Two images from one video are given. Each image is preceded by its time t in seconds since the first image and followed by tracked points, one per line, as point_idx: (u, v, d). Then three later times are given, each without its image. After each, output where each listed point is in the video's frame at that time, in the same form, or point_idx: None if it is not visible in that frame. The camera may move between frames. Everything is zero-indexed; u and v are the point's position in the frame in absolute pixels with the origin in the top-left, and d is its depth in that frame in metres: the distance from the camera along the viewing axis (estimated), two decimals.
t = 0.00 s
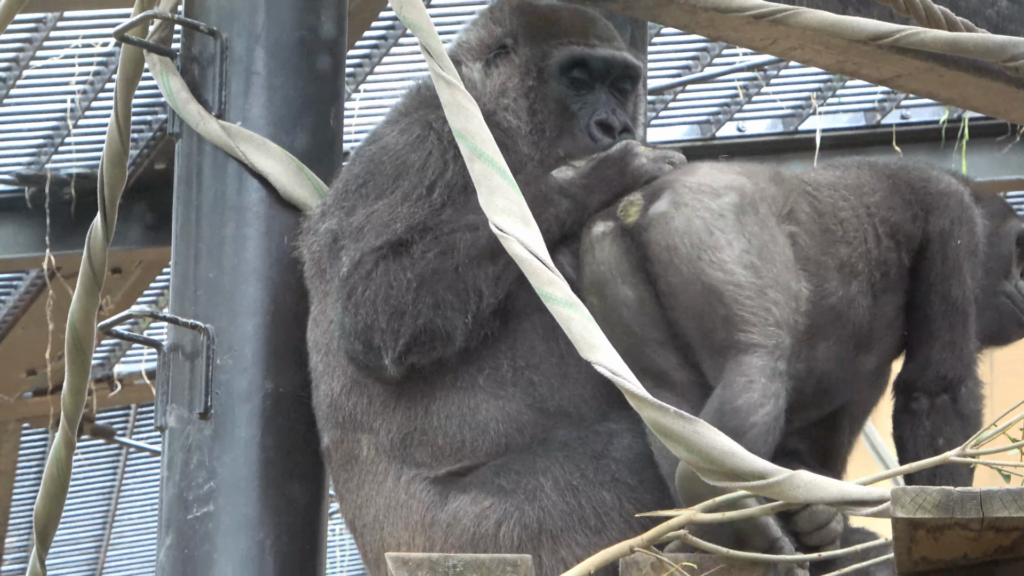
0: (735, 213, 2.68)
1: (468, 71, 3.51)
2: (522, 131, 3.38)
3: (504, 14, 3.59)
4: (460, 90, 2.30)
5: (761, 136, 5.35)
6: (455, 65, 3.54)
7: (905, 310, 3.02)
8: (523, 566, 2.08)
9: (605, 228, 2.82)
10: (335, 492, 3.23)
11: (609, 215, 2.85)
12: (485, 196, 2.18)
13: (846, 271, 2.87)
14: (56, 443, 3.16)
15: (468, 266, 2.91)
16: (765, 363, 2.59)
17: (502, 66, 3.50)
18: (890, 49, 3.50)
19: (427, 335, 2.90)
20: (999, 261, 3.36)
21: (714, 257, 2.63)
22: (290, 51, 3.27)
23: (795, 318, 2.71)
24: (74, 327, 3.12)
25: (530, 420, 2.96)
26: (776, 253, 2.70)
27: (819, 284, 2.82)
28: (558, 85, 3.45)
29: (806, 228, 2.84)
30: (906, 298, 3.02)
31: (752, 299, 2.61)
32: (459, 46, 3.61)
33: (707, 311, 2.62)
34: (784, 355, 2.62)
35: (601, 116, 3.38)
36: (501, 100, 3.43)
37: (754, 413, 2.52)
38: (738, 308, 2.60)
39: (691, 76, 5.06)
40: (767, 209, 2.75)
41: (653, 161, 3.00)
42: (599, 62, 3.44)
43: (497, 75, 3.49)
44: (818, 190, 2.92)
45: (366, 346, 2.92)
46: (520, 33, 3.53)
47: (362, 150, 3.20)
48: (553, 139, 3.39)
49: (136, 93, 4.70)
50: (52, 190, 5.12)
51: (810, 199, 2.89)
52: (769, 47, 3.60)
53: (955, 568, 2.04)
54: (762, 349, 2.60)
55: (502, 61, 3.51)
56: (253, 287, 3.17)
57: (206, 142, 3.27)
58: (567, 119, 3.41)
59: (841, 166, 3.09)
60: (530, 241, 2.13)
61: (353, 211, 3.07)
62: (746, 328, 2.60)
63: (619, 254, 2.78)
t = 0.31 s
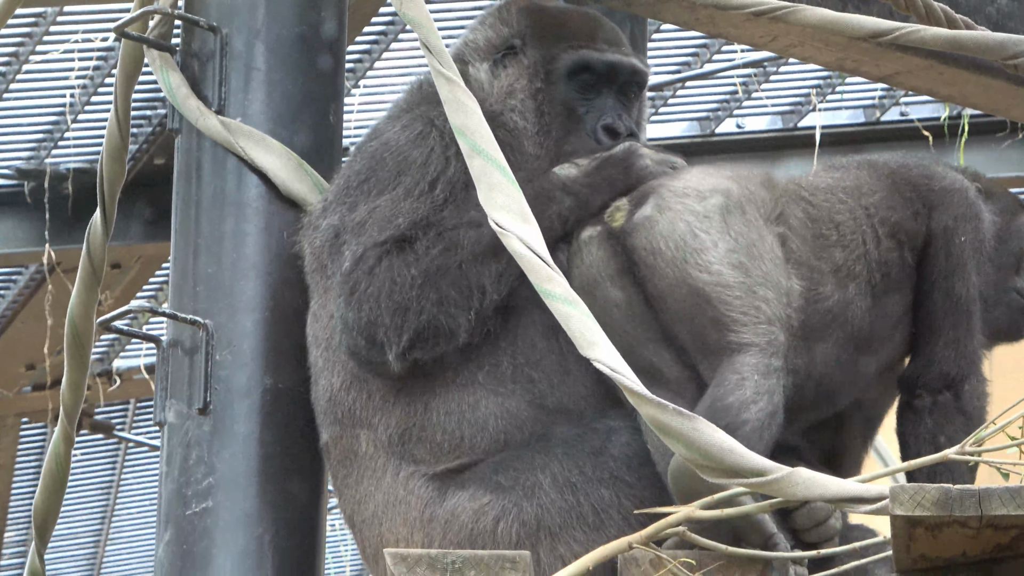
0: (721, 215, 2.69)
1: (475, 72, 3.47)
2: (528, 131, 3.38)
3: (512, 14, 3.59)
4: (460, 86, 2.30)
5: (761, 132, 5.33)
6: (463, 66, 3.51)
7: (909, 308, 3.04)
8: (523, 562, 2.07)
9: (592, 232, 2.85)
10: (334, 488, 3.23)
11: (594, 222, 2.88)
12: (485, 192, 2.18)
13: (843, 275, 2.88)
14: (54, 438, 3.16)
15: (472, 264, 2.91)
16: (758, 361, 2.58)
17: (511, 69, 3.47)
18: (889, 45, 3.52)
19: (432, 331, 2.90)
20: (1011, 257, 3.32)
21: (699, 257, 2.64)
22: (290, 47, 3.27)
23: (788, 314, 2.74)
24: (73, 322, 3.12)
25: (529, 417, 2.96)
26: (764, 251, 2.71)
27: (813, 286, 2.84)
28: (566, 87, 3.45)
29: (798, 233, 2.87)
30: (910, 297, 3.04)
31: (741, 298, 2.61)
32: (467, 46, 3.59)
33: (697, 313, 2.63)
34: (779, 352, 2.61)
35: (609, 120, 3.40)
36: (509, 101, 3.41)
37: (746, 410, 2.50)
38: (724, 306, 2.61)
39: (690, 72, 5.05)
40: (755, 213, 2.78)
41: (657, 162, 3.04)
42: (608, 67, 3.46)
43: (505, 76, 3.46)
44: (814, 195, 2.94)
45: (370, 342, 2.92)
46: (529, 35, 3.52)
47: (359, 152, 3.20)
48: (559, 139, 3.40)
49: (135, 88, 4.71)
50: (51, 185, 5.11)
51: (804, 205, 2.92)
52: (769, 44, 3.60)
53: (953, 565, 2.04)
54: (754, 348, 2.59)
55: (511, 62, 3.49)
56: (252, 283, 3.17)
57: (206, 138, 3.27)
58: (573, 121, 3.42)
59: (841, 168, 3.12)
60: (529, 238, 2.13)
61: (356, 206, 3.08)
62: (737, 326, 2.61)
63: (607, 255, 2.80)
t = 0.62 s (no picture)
0: (723, 223, 2.70)
1: (486, 76, 3.41)
2: (539, 136, 3.36)
3: (523, 19, 3.55)
4: (459, 85, 2.30)
5: (760, 132, 5.33)
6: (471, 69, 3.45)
7: (913, 312, 3.03)
8: (521, 561, 2.06)
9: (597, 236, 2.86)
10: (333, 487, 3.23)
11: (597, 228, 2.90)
12: (484, 191, 2.19)
13: (845, 284, 2.88)
14: (53, 436, 3.16)
15: (486, 262, 2.92)
16: (761, 363, 2.58)
17: (524, 75, 3.46)
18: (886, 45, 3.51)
19: (443, 326, 2.91)
20: (1013, 262, 3.33)
21: (701, 264, 2.65)
22: (288, 46, 3.27)
23: (789, 320, 2.74)
24: (70, 319, 3.11)
25: (531, 416, 2.96)
26: (767, 258, 2.71)
27: (816, 292, 2.84)
28: (577, 93, 3.46)
29: (801, 242, 2.88)
30: (913, 301, 3.03)
31: (743, 303, 2.61)
32: (476, 49, 3.52)
33: (700, 319, 2.63)
34: (780, 356, 2.62)
35: (619, 126, 3.41)
36: (521, 107, 3.39)
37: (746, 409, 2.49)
38: (728, 312, 2.61)
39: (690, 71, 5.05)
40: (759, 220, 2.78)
41: (669, 169, 3.05)
42: (620, 75, 3.47)
43: (518, 81, 3.45)
44: (816, 205, 2.96)
45: (379, 336, 2.92)
46: (541, 42, 3.52)
47: (363, 149, 3.20)
48: (569, 144, 3.41)
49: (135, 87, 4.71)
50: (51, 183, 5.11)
51: (807, 214, 2.94)
52: (768, 44, 3.59)
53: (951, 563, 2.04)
54: (757, 351, 2.59)
55: (523, 68, 3.47)
56: (251, 281, 3.17)
57: (205, 136, 3.27)
58: (583, 126, 3.43)
59: (842, 174, 3.15)
60: (529, 238, 2.13)
61: (363, 201, 3.07)
62: (740, 330, 2.61)
63: (610, 259, 2.81)
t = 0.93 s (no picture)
0: (720, 225, 2.70)
1: (493, 79, 3.41)
2: (543, 140, 3.35)
3: (530, 22, 3.54)
4: (457, 85, 2.30)
5: (759, 131, 5.32)
6: (477, 72, 3.44)
7: (908, 316, 3.06)
8: (518, 561, 2.07)
9: (594, 237, 2.87)
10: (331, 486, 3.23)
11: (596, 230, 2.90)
12: (482, 191, 2.19)
13: (844, 288, 2.88)
14: (51, 436, 3.16)
15: (489, 260, 2.92)
16: (749, 364, 2.56)
17: (530, 79, 3.45)
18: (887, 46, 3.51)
19: (444, 323, 2.92)
20: (1012, 264, 3.33)
21: (694, 265, 2.65)
22: (287, 45, 3.27)
23: (783, 322, 2.73)
24: (68, 319, 3.10)
25: (530, 415, 2.95)
26: (761, 261, 2.71)
27: (814, 295, 2.83)
28: (584, 99, 3.46)
29: (799, 247, 2.86)
30: (910, 302, 3.05)
31: (735, 303, 2.61)
32: (483, 52, 3.52)
33: (691, 319, 2.63)
34: (772, 356, 2.60)
35: (624, 133, 3.41)
36: (528, 112, 3.37)
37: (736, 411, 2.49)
38: (720, 311, 2.60)
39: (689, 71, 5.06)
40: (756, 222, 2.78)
41: (670, 171, 3.05)
42: (627, 82, 3.46)
43: (525, 85, 3.44)
44: (815, 210, 2.97)
45: (380, 334, 2.93)
46: (549, 46, 3.50)
47: (361, 147, 3.20)
48: (575, 151, 3.42)
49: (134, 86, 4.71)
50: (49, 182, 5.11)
51: (805, 220, 2.94)
52: (767, 43, 3.59)
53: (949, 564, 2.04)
54: (746, 352, 2.58)
55: (531, 73, 3.46)
56: (249, 281, 3.18)
57: (203, 136, 3.27)
58: (589, 133, 3.44)
59: (837, 176, 3.16)
60: (527, 236, 2.13)
61: (363, 199, 3.06)
62: (731, 329, 2.60)
63: (607, 261, 2.82)
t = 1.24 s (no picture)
0: (710, 227, 2.70)
1: (488, 80, 3.42)
2: (537, 141, 3.35)
3: (527, 23, 3.53)
4: (452, 85, 2.30)
5: (756, 132, 5.33)
6: (472, 74, 3.46)
7: (902, 318, 3.06)
8: (517, 561, 2.06)
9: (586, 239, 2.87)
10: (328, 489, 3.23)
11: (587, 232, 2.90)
12: (478, 192, 2.19)
13: (837, 290, 2.88)
14: (48, 440, 3.15)
15: (483, 263, 2.91)
16: (737, 364, 2.56)
17: (524, 80, 3.44)
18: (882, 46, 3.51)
19: (439, 326, 2.91)
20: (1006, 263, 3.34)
21: (682, 266, 2.65)
22: (282, 47, 3.27)
23: (770, 323, 2.73)
24: (65, 322, 3.09)
25: (526, 417, 2.95)
26: (750, 263, 2.72)
27: (807, 297, 2.83)
28: (579, 101, 3.45)
29: (790, 249, 2.86)
30: (904, 303, 3.06)
31: (722, 304, 2.60)
32: (480, 53, 3.52)
33: (676, 318, 2.63)
34: (758, 356, 2.60)
35: (619, 135, 3.41)
36: (522, 112, 3.37)
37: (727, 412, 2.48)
38: (706, 311, 2.60)
39: (685, 71, 5.06)
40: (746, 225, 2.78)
41: (662, 172, 3.05)
42: (622, 85, 3.46)
43: (519, 86, 3.44)
44: (806, 213, 2.97)
45: (375, 337, 2.92)
46: (544, 48, 3.49)
47: (357, 149, 3.20)
48: (570, 152, 3.41)
49: (130, 88, 4.71)
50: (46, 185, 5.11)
51: (797, 223, 2.93)
52: (762, 44, 3.58)
53: (947, 565, 2.03)
54: (734, 352, 2.57)
55: (525, 74, 3.45)
56: (246, 283, 3.18)
57: (199, 138, 3.28)
58: (583, 134, 3.43)
59: (831, 178, 3.17)
60: (523, 238, 2.13)
61: (358, 202, 3.06)
62: (718, 330, 2.59)
63: (597, 263, 2.82)
